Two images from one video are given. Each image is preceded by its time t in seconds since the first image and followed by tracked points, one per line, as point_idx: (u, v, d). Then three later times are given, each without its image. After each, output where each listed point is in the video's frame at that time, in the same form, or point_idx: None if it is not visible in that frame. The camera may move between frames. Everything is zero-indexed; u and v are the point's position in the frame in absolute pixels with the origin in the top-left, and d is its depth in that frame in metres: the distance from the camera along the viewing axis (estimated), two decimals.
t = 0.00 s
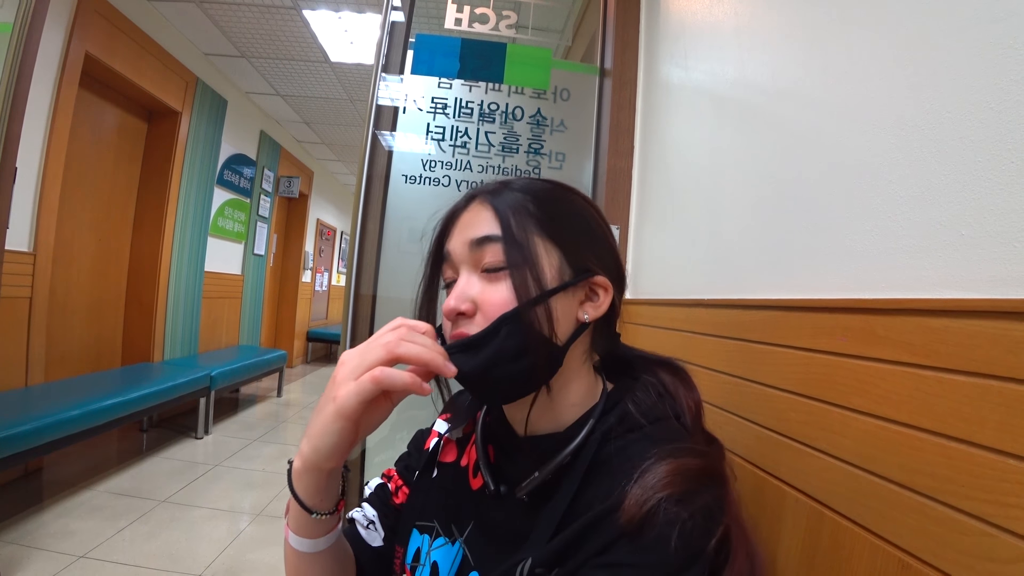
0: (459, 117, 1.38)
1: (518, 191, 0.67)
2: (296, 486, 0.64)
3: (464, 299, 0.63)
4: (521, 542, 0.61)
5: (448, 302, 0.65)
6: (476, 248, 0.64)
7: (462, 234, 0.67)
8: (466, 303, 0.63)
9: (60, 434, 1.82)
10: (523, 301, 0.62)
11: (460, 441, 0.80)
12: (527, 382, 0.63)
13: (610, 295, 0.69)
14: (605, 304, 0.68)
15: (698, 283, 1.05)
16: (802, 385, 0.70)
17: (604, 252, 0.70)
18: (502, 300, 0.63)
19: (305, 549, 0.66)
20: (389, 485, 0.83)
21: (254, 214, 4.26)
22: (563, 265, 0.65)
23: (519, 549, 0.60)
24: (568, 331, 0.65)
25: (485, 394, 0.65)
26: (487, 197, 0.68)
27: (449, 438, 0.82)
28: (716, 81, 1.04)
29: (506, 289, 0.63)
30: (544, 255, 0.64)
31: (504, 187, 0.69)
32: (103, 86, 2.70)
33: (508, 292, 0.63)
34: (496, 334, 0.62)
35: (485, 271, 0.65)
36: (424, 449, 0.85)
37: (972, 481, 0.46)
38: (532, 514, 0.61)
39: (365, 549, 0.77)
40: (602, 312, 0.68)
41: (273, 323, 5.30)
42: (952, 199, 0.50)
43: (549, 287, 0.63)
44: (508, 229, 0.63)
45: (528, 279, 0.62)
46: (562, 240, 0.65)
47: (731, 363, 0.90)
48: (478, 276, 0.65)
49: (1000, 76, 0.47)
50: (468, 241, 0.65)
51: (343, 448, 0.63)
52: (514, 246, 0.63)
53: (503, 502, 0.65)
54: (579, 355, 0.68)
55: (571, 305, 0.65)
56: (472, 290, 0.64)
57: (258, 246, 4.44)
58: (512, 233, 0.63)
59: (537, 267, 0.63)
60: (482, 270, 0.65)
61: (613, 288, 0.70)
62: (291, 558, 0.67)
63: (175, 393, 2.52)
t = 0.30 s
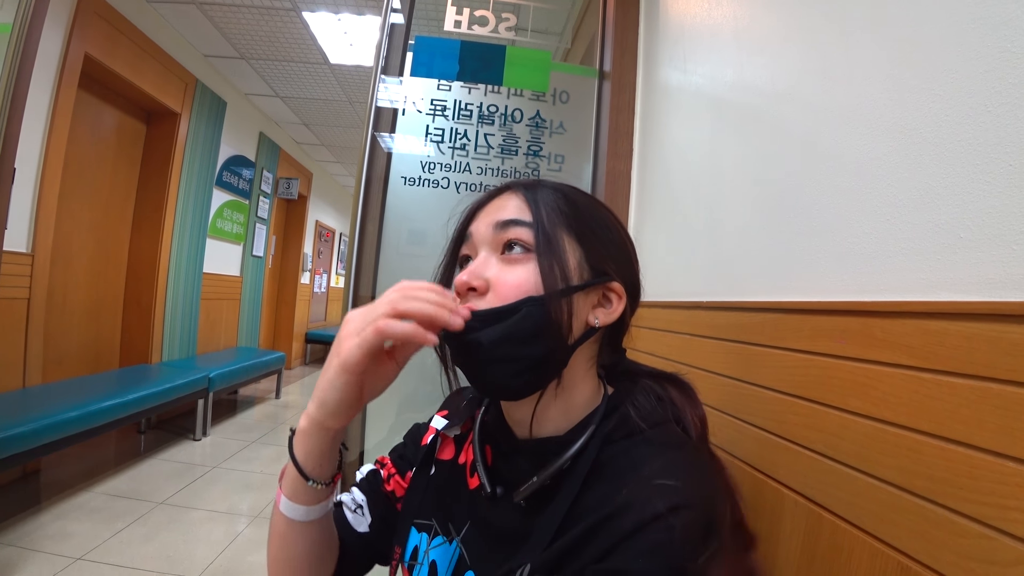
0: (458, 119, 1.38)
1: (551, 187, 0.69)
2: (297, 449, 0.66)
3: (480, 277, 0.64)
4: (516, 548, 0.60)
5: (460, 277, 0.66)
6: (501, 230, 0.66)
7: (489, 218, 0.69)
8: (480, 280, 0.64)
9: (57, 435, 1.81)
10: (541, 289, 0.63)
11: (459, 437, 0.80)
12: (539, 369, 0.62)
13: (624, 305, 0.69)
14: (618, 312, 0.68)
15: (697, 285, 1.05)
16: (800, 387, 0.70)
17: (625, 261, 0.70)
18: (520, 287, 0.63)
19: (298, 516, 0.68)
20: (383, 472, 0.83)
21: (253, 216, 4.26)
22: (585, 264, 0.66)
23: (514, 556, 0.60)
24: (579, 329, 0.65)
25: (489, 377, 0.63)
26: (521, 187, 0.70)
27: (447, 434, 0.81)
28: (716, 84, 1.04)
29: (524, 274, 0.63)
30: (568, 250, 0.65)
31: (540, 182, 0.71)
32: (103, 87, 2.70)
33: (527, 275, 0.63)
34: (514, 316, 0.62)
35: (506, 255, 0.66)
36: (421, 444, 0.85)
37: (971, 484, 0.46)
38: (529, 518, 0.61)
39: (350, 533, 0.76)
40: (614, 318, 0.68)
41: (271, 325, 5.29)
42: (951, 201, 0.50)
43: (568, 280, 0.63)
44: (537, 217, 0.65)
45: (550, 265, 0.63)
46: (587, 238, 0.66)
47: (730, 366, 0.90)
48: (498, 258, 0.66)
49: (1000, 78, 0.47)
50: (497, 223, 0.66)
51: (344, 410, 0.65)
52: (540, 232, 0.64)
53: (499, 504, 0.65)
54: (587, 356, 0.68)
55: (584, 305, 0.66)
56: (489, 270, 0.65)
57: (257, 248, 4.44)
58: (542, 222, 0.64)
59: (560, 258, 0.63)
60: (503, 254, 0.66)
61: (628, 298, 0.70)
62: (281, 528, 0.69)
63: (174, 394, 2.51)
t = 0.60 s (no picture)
0: (457, 123, 1.38)
1: (557, 190, 0.68)
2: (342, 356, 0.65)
3: (485, 284, 0.64)
4: (517, 551, 0.60)
5: (466, 286, 0.66)
6: (506, 237, 0.65)
7: (494, 223, 0.68)
8: (486, 287, 0.64)
9: (57, 440, 1.80)
10: (548, 297, 0.63)
11: (463, 425, 0.80)
12: (546, 375, 0.62)
13: (630, 308, 0.69)
14: (624, 316, 0.68)
15: (696, 286, 1.06)
16: (799, 389, 0.70)
17: (630, 265, 0.70)
18: (527, 294, 0.63)
19: (318, 423, 0.63)
20: (379, 434, 0.82)
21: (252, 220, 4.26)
22: (591, 270, 0.65)
23: (514, 559, 0.59)
24: (586, 334, 0.65)
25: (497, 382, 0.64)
26: (525, 191, 0.69)
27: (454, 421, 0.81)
28: (713, 87, 1.04)
29: (531, 282, 0.63)
30: (574, 257, 0.64)
31: (545, 185, 0.70)
32: (102, 92, 2.70)
33: (534, 282, 0.63)
34: (523, 322, 0.62)
35: (512, 261, 0.65)
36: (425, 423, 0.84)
37: (969, 484, 0.46)
38: (530, 521, 0.61)
39: (335, 483, 0.72)
40: (620, 323, 0.68)
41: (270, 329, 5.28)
42: (947, 202, 0.51)
43: (574, 287, 0.63)
44: (542, 223, 0.64)
45: (556, 273, 0.62)
46: (593, 243, 0.66)
47: (729, 368, 0.90)
48: (503, 265, 0.65)
49: (995, 80, 0.47)
50: (501, 230, 0.66)
51: (387, 330, 0.67)
52: (545, 239, 0.63)
53: (498, 504, 0.65)
54: (594, 361, 0.68)
55: (591, 310, 0.66)
56: (495, 277, 0.64)
57: (256, 252, 4.44)
58: (547, 229, 0.64)
59: (567, 265, 0.63)
60: (509, 261, 0.65)
61: (633, 302, 0.70)
62: (288, 435, 0.63)
63: (173, 399, 2.51)
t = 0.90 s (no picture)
0: (455, 124, 1.39)
1: (576, 191, 0.68)
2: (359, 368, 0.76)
3: (496, 282, 0.64)
4: (512, 549, 0.60)
5: (474, 278, 0.65)
6: (520, 235, 0.64)
7: (509, 218, 0.67)
8: (496, 285, 0.63)
9: (54, 442, 1.79)
10: (560, 302, 0.63)
11: (454, 423, 0.80)
12: (550, 379, 0.63)
13: (637, 317, 0.69)
14: (630, 325, 0.69)
15: (695, 286, 1.06)
16: (798, 388, 0.70)
17: (641, 272, 0.70)
18: (538, 297, 0.63)
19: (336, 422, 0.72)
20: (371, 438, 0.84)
21: (250, 222, 4.26)
22: (603, 275, 0.65)
23: (509, 558, 0.60)
24: (592, 339, 0.66)
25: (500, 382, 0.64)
26: (545, 187, 0.69)
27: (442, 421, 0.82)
28: (711, 88, 1.05)
29: (544, 285, 0.63)
30: (590, 263, 0.64)
31: (565, 183, 0.69)
32: (99, 93, 2.70)
33: (545, 286, 0.63)
34: (531, 325, 0.62)
35: (525, 261, 0.65)
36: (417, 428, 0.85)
37: (968, 482, 0.46)
38: (526, 518, 0.61)
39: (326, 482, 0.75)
40: (625, 332, 0.68)
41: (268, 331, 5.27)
42: (943, 200, 0.51)
43: (586, 294, 0.63)
44: (560, 226, 0.64)
45: (570, 278, 0.62)
46: (608, 249, 0.66)
47: (728, 368, 0.91)
48: (515, 263, 0.65)
49: (992, 79, 0.47)
50: (517, 228, 0.65)
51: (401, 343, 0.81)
52: (563, 243, 0.63)
53: (493, 501, 0.65)
54: (596, 364, 0.69)
55: (599, 317, 0.66)
56: (506, 275, 0.64)
57: (255, 253, 4.44)
58: (565, 232, 0.63)
59: (581, 270, 0.63)
60: (522, 259, 0.65)
61: (640, 312, 0.70)
62: (308, 432, 0.72)
63: (171, 400, 2.50)
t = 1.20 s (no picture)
0: (452, 125, 1.38)
1: (569, 189, 0.67)
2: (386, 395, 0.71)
3: (491, 289, 0.63)
4: (514, 551, 0.60)
5: (471, 287, 0.65)
6: (514, 240, 0.64)
7: (501, 221, 0.67)
8: (492, 292, 0.63)
9: (50, 445, 1.78)
10: (557, 305, 0.62)
11: (455, 441, 0.81)
12: (550, 384, 0.63)
13: (637, 313, 0.69)
14: (630, 322, 0.68)
15: (693, 287, 1.06)
16: (797, 387, 0.70)
17: (639, 268, 0.69)
18: (535, 302, 0.62)
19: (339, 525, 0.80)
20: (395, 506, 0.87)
21: (247, 224, 4.25)
22: (600, 274, 0.65)
23: (511, 560, 0.59)
24: (592, 339, 0.65)
25: (500, 388, 0.65)
26: (537, 188, 0.68)
27: (445, 447, 0.83)
28: (708, 87, 1.05)
29: (540, 289, 0.63)
30: (586, 263, 0.64)
31: (558, 181, 0.68)
32: (96, 94, 2.69)
33: (542, 290, 0.63)
34: (529, 331, 0.62)
35: (521, 265, 0.64)
36: (421, 461, 0.86)
37: (968, 479, 0.46)
38: (529, 521, 0.61)
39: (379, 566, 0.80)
40: (626, 330, 0.68)
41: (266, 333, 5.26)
42: (942, 198, 0.51)
43: (584, 295, 0.63)
44: (554, 227, 0.63)
45: (567, 281, 0.62)
46: (604, 247, 0.65)
47: (727, 367, 0.90)
48: (511, 268, 0.65)
49: (990, 76, 0.47)
50: (511, 232, 0.65)
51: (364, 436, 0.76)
52: (556, 244, 0.62)
53: (498, 506, 0.65)
54: (598, 364, 0.69)
55: (598, 317, 0.65)
56: (503, 280, 0.64)
57: (253, 255, 4.43)
58: (559, 233, 0.63)
59: (578, 272, 0.62)
60: (518, 264, 0.65)
61: (640, 309, 0.70)
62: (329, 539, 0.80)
63: (168, 403, 2.49)
